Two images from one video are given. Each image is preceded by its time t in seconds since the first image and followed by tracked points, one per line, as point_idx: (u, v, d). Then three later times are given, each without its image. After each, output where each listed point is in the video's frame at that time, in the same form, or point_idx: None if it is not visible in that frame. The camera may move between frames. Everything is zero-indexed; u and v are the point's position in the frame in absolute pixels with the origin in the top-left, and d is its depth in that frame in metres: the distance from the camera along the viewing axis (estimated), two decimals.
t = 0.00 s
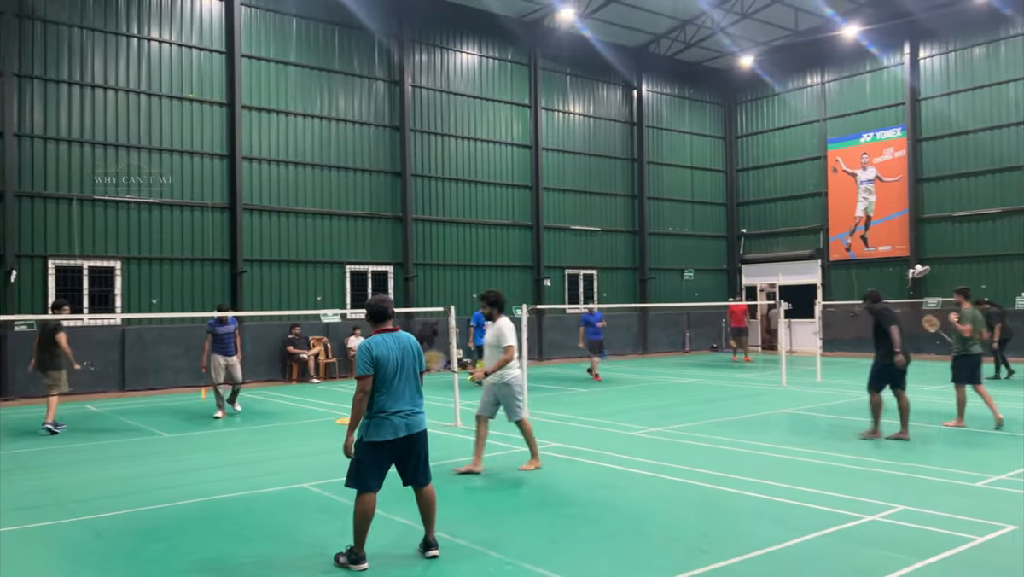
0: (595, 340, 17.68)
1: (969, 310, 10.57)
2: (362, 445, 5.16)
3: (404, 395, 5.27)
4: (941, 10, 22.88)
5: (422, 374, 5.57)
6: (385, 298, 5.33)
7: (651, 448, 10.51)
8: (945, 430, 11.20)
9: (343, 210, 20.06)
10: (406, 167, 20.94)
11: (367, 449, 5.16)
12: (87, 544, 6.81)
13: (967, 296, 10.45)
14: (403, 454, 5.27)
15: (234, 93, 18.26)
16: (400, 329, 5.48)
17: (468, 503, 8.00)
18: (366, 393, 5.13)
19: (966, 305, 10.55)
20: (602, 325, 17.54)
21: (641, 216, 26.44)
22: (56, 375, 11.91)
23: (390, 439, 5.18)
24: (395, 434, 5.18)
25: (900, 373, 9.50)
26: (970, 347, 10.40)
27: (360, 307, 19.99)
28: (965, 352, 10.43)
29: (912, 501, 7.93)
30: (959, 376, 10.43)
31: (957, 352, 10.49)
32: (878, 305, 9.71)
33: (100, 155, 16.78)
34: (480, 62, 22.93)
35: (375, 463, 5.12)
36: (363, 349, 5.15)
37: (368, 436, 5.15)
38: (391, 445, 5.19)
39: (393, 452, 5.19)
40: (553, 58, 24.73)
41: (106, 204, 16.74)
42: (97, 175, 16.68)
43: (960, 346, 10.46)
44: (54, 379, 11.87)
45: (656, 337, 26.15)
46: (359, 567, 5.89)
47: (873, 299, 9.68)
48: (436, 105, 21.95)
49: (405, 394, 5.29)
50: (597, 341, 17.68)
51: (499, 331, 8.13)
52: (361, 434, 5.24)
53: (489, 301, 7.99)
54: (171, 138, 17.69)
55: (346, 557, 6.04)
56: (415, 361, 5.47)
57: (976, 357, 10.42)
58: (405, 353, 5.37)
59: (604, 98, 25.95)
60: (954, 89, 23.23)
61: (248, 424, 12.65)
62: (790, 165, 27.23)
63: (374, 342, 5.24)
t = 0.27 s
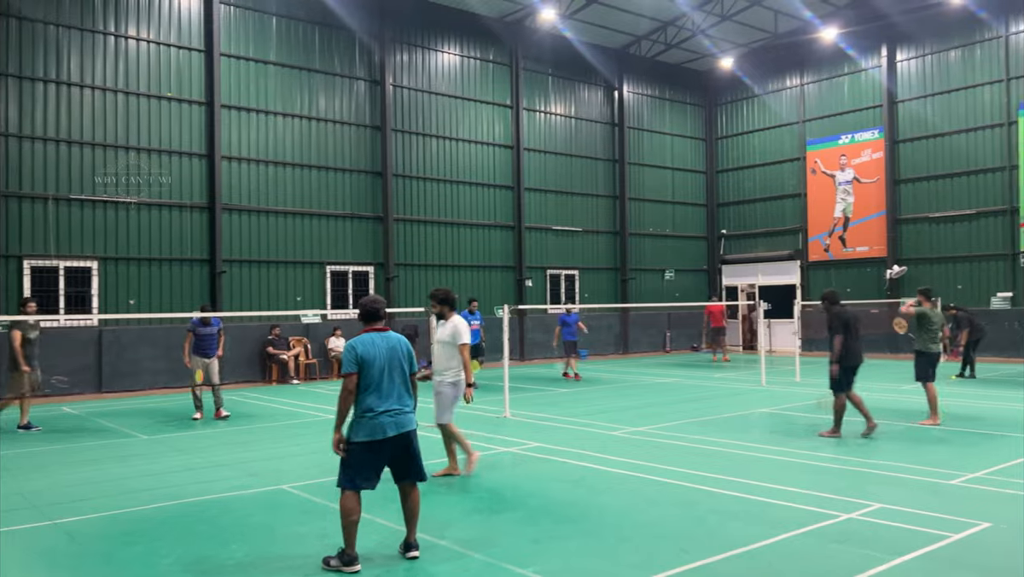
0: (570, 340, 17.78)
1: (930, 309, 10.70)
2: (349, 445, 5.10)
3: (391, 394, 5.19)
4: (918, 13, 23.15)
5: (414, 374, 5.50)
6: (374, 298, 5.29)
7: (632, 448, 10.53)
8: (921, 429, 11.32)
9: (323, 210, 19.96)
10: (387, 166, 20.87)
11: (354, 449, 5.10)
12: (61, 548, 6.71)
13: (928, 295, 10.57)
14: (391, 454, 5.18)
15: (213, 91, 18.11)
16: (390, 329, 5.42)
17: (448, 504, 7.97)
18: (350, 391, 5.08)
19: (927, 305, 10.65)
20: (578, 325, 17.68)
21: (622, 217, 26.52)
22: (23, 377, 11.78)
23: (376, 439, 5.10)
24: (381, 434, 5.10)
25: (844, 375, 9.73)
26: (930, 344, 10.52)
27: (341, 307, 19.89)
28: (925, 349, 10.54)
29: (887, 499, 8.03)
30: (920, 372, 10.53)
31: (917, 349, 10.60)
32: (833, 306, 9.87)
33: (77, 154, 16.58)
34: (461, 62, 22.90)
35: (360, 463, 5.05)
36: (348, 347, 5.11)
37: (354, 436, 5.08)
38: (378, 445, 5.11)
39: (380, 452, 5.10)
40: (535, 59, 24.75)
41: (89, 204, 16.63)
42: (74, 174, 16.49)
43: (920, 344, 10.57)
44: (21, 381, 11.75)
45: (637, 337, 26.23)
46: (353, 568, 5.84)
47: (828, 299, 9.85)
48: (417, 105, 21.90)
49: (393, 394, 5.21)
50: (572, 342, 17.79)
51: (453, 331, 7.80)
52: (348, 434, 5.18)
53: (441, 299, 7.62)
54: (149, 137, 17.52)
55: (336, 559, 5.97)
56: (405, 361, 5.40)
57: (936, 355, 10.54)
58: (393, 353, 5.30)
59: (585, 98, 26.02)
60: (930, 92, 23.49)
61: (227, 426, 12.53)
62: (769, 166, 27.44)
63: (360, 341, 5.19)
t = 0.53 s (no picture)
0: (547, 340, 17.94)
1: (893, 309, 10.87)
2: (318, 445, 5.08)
3: (361, 396, 5.13)
4: (895, 16, 23.40)
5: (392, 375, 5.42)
6: (349, 298, 5.23)
7: (613, 448, 10.57)
8: (897, 428, 11.44)
9: (303, 210, 19.86)
10: (369, 166, 20.79)
11: (322, 450, 5.07)
12: (36, 551, 6.62)
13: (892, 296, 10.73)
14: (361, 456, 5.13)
15: (192, 90, 17.96)
16: (367, 329, 5.36)
17: (429, 505, 7.96)
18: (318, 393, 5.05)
19: (892, 305, 10.83)
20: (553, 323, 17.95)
21: (604, 217, 26.60)
22: None
23: (344, 441, 5.06)
24: (350, 436, 5.06)
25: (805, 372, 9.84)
26: (896, 344, 10.72)
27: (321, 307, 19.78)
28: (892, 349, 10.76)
29: (864, 497, 8.12)
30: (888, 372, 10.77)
31: (884, 349, 10.82)
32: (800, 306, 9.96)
33: (53, 153, 16.37)
34: (443, 62, 22.86)
35: (327, 464, 5.02)
36: (318, 348, 5.08)
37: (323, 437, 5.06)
38: (347, 447, 5.07)
39: (348, 454, 5.07)
40: (517, 59, 24.77)
41: (73, 204, 16.52)
42: (50, 173, 16.29)
43: (886, 344, 10.78)
44: None
45: (618, 337, 26.30)
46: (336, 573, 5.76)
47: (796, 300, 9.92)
48: (398, 105, 21.84)
49: (364, 396, 5.16)
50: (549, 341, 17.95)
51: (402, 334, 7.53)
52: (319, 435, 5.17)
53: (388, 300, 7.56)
54: (127, 136, 17.35)
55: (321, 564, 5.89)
56: (381, 362, 5.33)
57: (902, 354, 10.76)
58: (367, 354, 5.23)
59: (567, 99, 26.07)
60: (908, 94, 23.76)
61: (206, 427, 12.43)
62: (749, 168, 27.64)
63: (332, 342, 5.15)
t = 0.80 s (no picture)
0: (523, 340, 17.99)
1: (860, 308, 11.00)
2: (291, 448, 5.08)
3: (334, 398, 5.11)
4: (875, 19, 23.60)
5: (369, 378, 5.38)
6: (323, 299, 5.19)
7: (594, 448, 10.60)
8: (875, 427, 11.56)
9: (285, 210, 19.75)
10: (350, 166, 20.71)
11: (296, 452, 5.06)
12: (12, 555, 6.53)
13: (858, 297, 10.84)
14: (335, 459, 5.11)
15: (172, 89, 17.81)
16: (343, 331, 5.33)
17: (410, 506, 7.94)
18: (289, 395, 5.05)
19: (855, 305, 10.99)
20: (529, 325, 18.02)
21: (586, 218, 26.66)
22: None
23: (317, 443, 5.04)
24: (323, 438, 5.04)
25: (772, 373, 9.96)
26: (861, 343, 10.89)
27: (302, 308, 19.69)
28: (857, 348, 10.95)
29: (842, 495, 8.20)
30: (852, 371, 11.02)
31: (849, 348, 11.01)
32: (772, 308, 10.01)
33: (30, 152, 16.17)
34: (425, 61, 22.82)
35: (300, 466, 5.01)
36: (291, 350, 5.07)
37: (296, 439, 5.05)
38: (319, 450, 5.05)
39: (321, 456, 5.05)
40: (499, 59, 24.78)
41: (54, 203, 16.39)
42: (27, 173, 16.09)
43: (852, 343, 10.97)
44: None
45: (601, 337, 26.36)
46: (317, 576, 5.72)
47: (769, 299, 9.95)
48: (380, 105, 21.77)
49: (338, 398, 5.13)
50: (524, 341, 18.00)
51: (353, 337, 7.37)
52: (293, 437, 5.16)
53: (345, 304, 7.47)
54: (106, 135, 17.18)
55: (302, 565, 5.86)
56: (356, 364, 5.30)
57: (867, 353, 10.95)
58: (342, 356, 5.20)
59: (550, 100, 26.11)
60: (886, 96, 24.01)
61: (185, 429, 12.33)
62: (730, 169, 27.82)
63: (306, 344, 5.13)
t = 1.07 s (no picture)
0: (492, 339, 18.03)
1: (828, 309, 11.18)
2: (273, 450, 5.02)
3: (317, 399, 5.06)
4: (854, 22, 23.79)
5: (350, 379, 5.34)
6: (306, 299, 5.15)
7: (576, 448, 10.62)
8: (854, 426, 11.67)
9: (266, 210, 19.63)
10: (332, 166, 20.62)
11: (278, 454, 5.01)
12: None
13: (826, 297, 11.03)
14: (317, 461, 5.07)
15: (151, 87, 17.65)
16: (325, 331, 5.29)
17: (392, 507, 7.92)
18: (272, 396, 4.99)
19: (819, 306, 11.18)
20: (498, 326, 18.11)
21: (569, 218, 26.71)
22: None
23: (300, 445, 4.99)
24: (306, 440, 4.99)
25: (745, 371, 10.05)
26: (830, 343, 11.05)
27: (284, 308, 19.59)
28: (825, 348, 11.11)
29: (821, 494, 8.28)
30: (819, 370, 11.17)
31: (818, 348, 11.17)
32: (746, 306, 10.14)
33: (7, 151, 15.97)
34: (407, 61, 22.76)
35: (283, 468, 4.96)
36: (274, 351, 5.02)
37: (279, 441, 5.00)
38: (303, 451, 5.01)
39: (304, 458, 5.00)
40: (482, 60, 24.77)
41: (32, 202, 16.20)
42: (3, 172, 15.87)
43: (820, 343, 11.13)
44: None
45: (583, 337, 26.41)
46: None
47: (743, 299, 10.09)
48: (362, 105, 21.69)
49: (320, 399, 5.08)
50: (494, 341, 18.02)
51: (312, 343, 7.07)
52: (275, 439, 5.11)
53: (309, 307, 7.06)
54: (84, 133, 17.00)
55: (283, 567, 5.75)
56: (338, 365, 5.26)
57: (835, 353, 11.12)
58: (324, 356, 5.15)
59: (532, 100, 26.14)
60: (866, 98, 24.24)
61: (165, 430, 12.22)
62: (712, 170, 27.97)
63: (288, 345, 5.08)
